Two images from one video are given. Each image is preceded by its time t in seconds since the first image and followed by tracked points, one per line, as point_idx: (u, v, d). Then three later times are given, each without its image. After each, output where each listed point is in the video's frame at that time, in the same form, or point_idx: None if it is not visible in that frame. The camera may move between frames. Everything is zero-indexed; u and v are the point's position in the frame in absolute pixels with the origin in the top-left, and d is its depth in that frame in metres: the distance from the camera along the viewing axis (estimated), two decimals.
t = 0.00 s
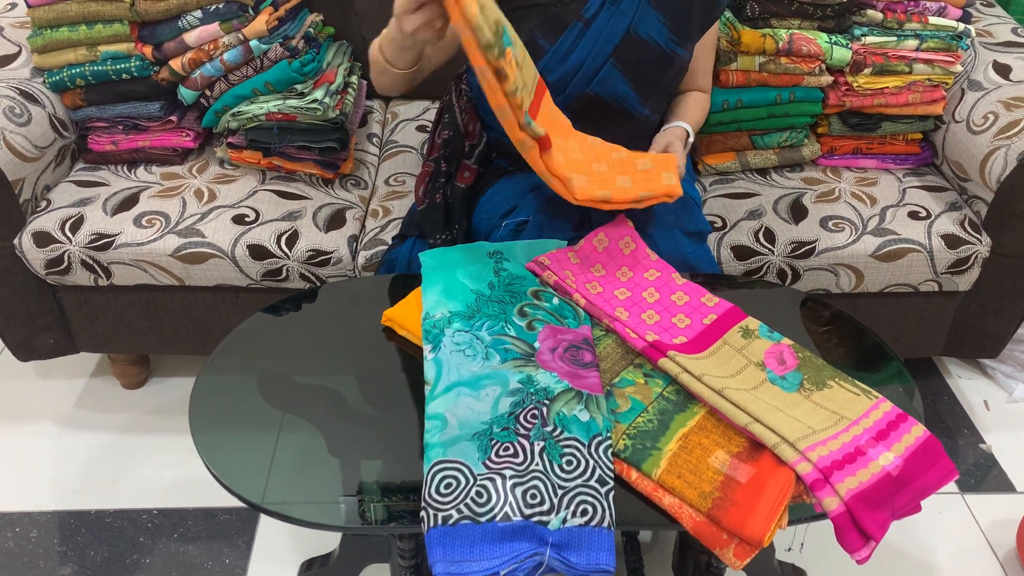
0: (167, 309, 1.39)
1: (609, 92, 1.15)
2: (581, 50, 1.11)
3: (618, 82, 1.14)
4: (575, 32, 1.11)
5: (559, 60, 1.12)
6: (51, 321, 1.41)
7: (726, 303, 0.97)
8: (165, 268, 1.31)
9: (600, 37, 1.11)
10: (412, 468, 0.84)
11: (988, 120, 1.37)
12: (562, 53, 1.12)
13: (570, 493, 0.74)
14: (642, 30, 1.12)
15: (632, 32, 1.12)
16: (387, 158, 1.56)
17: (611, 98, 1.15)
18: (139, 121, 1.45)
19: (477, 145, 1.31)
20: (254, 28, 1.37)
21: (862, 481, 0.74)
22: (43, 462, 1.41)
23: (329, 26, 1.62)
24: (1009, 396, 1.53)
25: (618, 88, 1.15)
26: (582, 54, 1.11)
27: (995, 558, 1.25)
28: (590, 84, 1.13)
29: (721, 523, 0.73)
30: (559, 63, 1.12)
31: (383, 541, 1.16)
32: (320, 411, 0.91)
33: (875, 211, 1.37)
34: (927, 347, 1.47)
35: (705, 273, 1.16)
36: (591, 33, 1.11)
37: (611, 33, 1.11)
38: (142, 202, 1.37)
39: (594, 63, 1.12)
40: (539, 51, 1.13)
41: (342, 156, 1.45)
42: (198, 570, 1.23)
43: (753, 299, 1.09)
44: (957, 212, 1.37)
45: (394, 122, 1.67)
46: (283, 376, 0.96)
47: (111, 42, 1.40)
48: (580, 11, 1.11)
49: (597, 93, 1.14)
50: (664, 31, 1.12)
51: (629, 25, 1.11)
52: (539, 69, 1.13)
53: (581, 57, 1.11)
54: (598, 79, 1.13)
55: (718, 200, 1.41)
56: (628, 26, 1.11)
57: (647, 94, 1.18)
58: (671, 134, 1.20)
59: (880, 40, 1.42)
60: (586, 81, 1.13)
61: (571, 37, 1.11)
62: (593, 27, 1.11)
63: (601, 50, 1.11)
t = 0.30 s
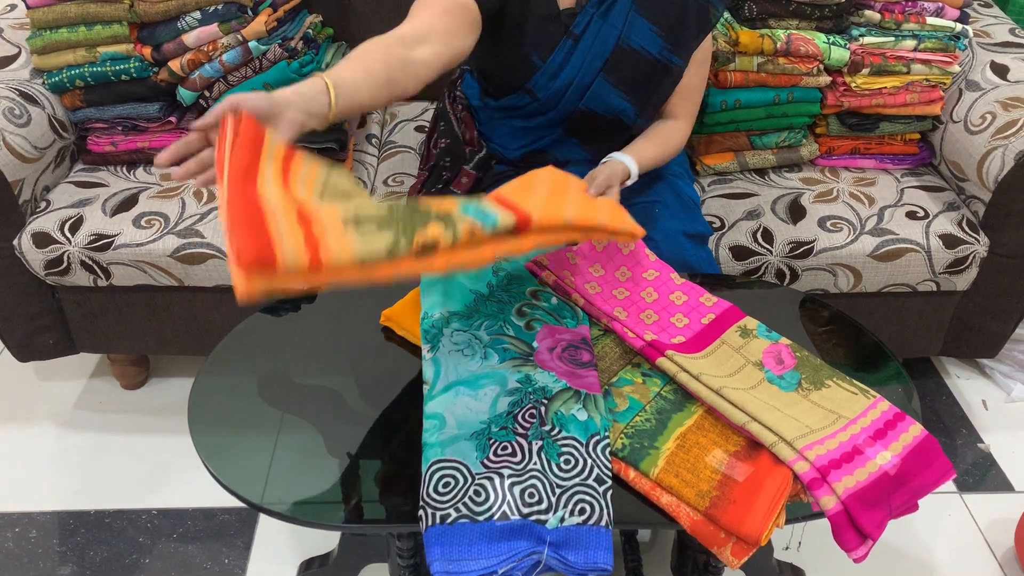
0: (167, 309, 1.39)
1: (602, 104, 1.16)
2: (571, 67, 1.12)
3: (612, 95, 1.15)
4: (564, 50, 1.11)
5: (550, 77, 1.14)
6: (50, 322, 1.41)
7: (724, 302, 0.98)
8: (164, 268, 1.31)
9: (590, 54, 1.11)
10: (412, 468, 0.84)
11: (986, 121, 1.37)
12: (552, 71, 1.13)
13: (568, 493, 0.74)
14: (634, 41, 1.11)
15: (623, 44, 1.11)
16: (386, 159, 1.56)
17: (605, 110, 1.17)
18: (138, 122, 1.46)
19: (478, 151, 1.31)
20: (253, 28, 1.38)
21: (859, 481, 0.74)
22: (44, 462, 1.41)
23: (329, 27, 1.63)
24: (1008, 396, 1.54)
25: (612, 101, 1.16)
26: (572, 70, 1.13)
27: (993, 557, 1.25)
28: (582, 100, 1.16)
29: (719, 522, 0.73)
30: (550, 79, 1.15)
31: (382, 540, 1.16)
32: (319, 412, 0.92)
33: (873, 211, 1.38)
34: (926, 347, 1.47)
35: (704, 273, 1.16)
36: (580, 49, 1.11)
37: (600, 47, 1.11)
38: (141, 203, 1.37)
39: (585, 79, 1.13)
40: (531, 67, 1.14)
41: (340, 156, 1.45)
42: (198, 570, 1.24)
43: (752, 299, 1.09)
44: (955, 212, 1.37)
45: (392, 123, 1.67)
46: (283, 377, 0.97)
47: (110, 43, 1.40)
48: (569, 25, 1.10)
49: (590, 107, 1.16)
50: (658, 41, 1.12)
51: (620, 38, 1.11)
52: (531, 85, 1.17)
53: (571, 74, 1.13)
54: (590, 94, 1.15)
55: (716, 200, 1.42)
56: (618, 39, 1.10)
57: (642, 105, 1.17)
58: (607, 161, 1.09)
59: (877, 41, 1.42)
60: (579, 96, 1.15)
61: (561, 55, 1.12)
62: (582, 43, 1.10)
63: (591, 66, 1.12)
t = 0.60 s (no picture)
0: (166, 309, 1.39)
1: (591, 125, 1.18)
2: (558, 86, 1.14)
3: (600, 115, 1.16)
4: (549, 70, 1.14)
5: (536, 96, 1.16)
6: (50, 321, 1.41)
7: (725, 302, 0.97)
8: (164, 268, 1.31)
9: (577, 72, 1.13)
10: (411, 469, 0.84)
11: (985, 121, 1.38)
12: (538, 90, 1.16)
13: (568, 493, 0.74)
14: (622, 60, 1.12)
15: (611, 64, 1.12)
16: (386, 159, 1.56)
17: (595, 129, 1.18)
18: (138, 122, 1.46)
19: (477, 152, 1.36)
20: (253, 28, 1.38)
21: (858, 480, 0.74)
22: (44, 461, 1.41)
23: (329, 27, 1.63)
24: (1008, 397, 1.54)
25: (601, 121, 1.17)
26: (558, 89, 1.14)
27: (992, 558, 1.25)
28: (571, 120, 1.17)
29: (718, 521, 0.73)
30: (536, 99, 1.17)
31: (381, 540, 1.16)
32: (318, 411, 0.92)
33: (873, 211, 1.38)
34: (925, 347, 1.47)
35: (703, 274, 1.16)
36: (567, 68, 1.13)
37: (587, 66, 1.12)
38: (141, 203, 1.37)
39: (572, 99, 1.15)
40: (519, 87, 1.17)
41: (340, 156, 1.45)
42: (196, 570, 1.24)
43: (752, 299, 1.09)
44: (955, 212, 1.37)
45: (392, 123, 1.67)
46: (282, 376, 0.96)
47: (110, 42, 1.40)
48: (557, 44, 1.12)
49: (579, 127, 1.18)
50: (648, 61, 1.11)
51: (608, 57, 1.11)
52: (518, 104, 1.18)
53: (558, 93, 1.14)
54: (578, 115, 1.16)
55: (716, 201, 1.42)
56: (605, 60, 1.11)
57: (635, 126, 1.18)
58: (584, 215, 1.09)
59: (877, 42, 1.43)
60: (565, 116, 1.17)
61: (547, 74, 1.14)
62: (568, 63, 1.12)
63: (578, 85, 1.14)
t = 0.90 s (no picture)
0: (168, 308, 1.40)
1: (596, 123, 1.18)
2: (562, 86, 1.14)
3: (605, 113, 1.17)
4: (553, 72, 1.13)
5: (541, 98, 1.16)
6: (51, 321, 1.41)
7: (726, 303, 0.98)
8: (166, 268, 1.31)
9: (580, 71, 1.13)
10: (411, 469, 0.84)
11: (986, 123, 1.38)
12: (543, 92, 1.15)
13: (568, 493, 0.74)
14: (624, 57, 1.12)
15: (613, 62, 1.12)
16: (387, 159, 1.56)
17: (598, 127, 1.19)
18: (140, 121, 1.46)
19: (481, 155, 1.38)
20: (256, 28, 1.38)
21: (859, 482, 0.74)
22: (45, 460, 1.41)
23: (331, 28, 1.63)
24: (1008, 399, 1.54)
25: (606, 118, 1.18)
26: (563, 89, 1.14)
27: (993, 560, 1.25)
28: (576, 119, 1.18)
29: (719, 522, 0.73)
30: (541, 101, 1.16)
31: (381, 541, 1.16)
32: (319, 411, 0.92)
33: (874, 213, 1.38)
34: (926, 349, 1.47)
35: (705, 275, 1.16)
36: (570, 69, 1.13)
37: (591, 64, 1.12)
38: (143, 203, 1.37)
39: (576, 98, 1.15)
40: (522, 90, 1.16)
41: (341, 156, 1.45)
42: (197, 569, 1.24)
43: (754, 301, 1.09)
44: (956, 214, 1.37)
45: (394, 123, 1.67)
46: (283, 376, 0.97)
47: (112, 42, 1.40)
48: (559, 45, 1.11)
49: (584, 126, 1.19)
50: (650, 56, 1.12)
51: (610, 55, 1.12)
52: (522, 107, 1.17)
53: (562, 92, 1.15)
54: (583, 114, 1.17)
55: (717, 202, 1.42)
56: (608, 58, 1.12)
57: (638, 120, 1.20)
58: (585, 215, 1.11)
59: (878, 43, 1.43)
60: (570, 116, 1.18)
61: (551, 75, 1.13)
62: (572, 63, 1.12)
63: (582, 85, 1.14)
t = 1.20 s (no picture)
0: (170, 309, 1.40)
1: (598, 120, 1.17)
2: (564, 80, 1.14)
3: (606, 109, 1.16)
4: (556, 64, 1.13)
5: (543, 91, 1.16)
6: (53, 321, 1.41)
7: (729, 306, 0.98)
8: (169, 268, 1.31)
9: (583, 66, 1.13)
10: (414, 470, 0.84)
11: (989, 126, 1.38)
12: (545, 85, 1.15)
13: (570, 493, 0.74)
14: (627, 55, 1.12)
15: (616, 58, 1.12)
16: (390, 160, 1.57)
17: (600, 124, 1.18)
18: (143, 122, 1.46)
19: (483, 154, 1.34)
20: (259, 29, 1.38)
21: (861, 484, 0.74)
22: (48, 460, 1.41)
23: (334, 30, 1.63)
24: (1010, 402, 1.54)
25: (607, 115, 1.17)
26: (565, 83, 1.14)
27: (994, 562, 1.25)
28: (578, 115, 1.17)
29: (720, 523, 0.74)
30: (543, 93, 1.16)
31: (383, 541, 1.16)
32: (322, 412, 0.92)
33: (876, 216, 1.38)
34: (928, 351, 1.47)
35: (707, 277, 1.16)
36: (573, 63, 1.12)
37: (594, 60, 1.12)
38: (146, 203, 1.37)
39: (578, 93, 1.15)
40: (524, 82, 1.16)
41: (344, 158, 1.45)
42: (198, 570, 1.24)
43: (756, 303, 1.09)
44: (958, 217, 1.37)
45: (396, 125, 1.67)
46: (286, 377, 0.97)
47: (116, 43, 1.41)
48: (562, 39, 1.12)
49: (585, 122, 1.18)
50: (653, 55, 1.12)
51: (613, 52, 1.12)
52: (524, 99, 1.17)
53: (564, 87, 1.14)
54: (585, 110, 1.16)
55: (719, 204, 1.42)
56: (610, 54, 1.12)
57: (640, 120, 1.19)
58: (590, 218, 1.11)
59: (880, 46, 1.43)
60: (572, 111, 1.17)
61: (553, 69, 1.13)
62: (574, 58, 1.12)
63: (585, 78, 1.14)
